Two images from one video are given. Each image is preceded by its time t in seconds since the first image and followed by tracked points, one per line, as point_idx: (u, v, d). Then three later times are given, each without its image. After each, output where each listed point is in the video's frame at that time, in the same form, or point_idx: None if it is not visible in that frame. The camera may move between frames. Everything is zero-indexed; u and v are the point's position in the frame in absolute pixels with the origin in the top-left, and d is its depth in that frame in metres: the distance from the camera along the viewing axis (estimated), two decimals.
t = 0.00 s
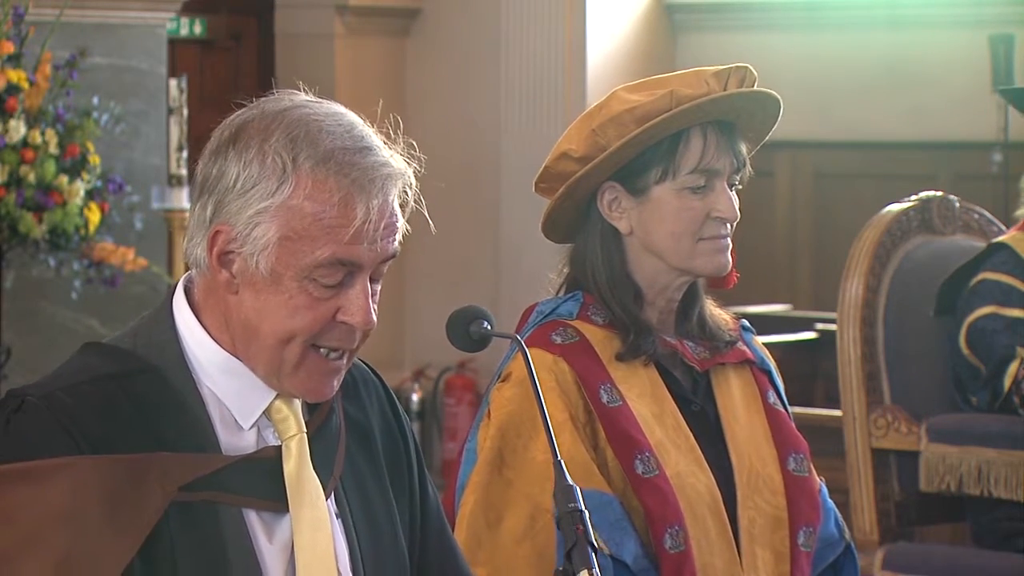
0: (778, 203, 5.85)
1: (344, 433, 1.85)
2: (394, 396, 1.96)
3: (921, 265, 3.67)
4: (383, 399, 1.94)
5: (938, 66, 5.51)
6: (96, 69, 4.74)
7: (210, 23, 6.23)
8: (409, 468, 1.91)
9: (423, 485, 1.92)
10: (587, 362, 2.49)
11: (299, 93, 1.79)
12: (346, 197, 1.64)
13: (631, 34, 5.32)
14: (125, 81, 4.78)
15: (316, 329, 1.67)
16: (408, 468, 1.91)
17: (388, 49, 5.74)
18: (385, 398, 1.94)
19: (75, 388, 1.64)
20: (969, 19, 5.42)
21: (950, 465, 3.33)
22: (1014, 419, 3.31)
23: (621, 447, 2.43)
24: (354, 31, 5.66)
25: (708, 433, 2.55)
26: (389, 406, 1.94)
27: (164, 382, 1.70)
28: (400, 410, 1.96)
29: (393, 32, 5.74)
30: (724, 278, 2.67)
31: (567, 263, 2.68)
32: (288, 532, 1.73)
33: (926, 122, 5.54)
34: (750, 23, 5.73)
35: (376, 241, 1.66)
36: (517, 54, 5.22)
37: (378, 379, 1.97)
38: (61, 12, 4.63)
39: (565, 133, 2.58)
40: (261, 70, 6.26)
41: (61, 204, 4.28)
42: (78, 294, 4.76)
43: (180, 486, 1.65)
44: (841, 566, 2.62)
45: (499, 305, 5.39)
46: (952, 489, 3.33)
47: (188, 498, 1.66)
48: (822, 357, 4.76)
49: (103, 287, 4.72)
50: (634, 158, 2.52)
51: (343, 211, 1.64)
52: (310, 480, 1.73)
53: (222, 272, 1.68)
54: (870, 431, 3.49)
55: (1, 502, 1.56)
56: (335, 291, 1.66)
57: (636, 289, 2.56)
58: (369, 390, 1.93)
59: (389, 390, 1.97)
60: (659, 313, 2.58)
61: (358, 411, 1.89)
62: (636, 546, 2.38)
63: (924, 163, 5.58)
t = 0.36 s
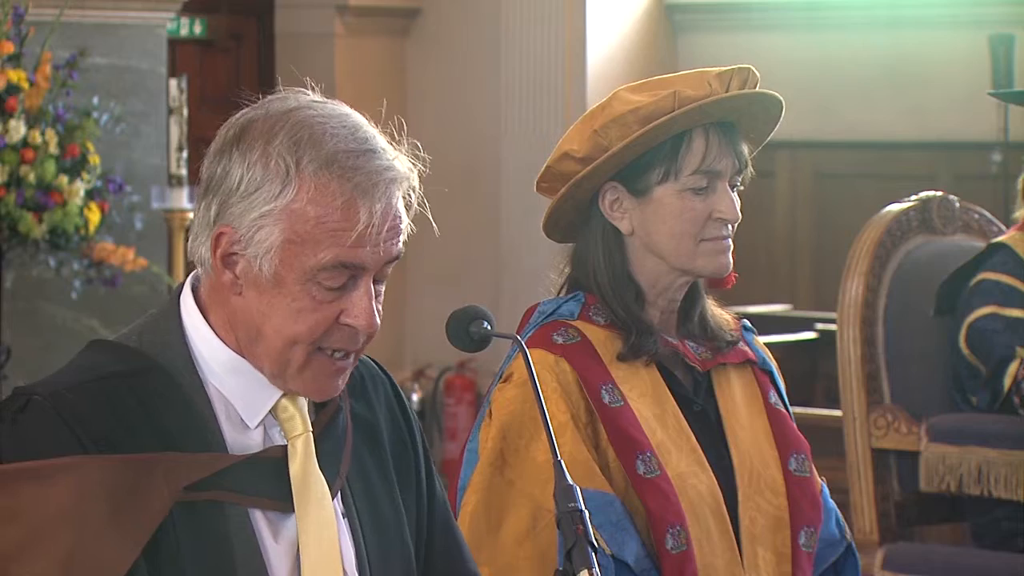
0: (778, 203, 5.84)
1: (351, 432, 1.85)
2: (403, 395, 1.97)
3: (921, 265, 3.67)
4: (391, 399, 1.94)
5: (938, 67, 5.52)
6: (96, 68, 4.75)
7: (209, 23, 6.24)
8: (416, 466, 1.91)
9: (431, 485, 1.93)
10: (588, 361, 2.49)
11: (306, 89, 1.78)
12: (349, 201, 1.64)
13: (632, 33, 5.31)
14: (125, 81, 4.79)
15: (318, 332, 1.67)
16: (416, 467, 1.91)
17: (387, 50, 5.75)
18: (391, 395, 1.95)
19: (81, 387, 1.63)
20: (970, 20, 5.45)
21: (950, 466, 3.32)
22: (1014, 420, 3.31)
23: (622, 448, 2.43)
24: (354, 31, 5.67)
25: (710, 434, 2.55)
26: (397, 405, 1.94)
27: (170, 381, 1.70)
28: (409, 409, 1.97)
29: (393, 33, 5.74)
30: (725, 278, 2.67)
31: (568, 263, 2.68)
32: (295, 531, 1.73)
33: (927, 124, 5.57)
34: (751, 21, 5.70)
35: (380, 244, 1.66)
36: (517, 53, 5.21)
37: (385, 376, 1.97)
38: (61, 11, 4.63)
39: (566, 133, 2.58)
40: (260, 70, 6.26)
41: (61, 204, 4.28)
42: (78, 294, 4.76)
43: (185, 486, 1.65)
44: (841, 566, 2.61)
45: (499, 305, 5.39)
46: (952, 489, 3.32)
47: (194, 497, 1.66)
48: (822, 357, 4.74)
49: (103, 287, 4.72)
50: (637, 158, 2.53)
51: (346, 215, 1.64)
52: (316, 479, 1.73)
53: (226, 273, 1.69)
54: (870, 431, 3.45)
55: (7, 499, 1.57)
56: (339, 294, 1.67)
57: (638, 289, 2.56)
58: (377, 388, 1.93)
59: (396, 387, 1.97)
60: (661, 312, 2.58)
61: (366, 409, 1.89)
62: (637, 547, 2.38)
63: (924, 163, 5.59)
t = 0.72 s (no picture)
0: (778, 203, 5.84)
1: (356, 431, 1.84)
2: (407, 394, 1.97)
3: (921, 265, 3.67)
4: (395, 397, 1.94)
5: (938, 67, 5.51)
6: (96, 69, 4.75)
7: (209, 23, 6.24)
8: (421, 464, 1.91)
9: (434, 484, 1.93)
10: (585, 361, 2.49)
11: (302, 89, 1.78)
12: (355, 202, 1.64)
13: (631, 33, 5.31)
14: (125, 81, 4.79)
15: (329, 333, 1.67)
16: (420, 466, 1.91)
17: (387, 50, 5.75)
18: (396, 393, 1.95)
19: (84, 388, 1.64)
20: (969, 20, 5.44)
21: (950, 466, 3.32)
22: (1014, 420, 3.31)
23: (619, 448, 2.43)
24: (354, 31, 5.66)
25: (707, 434, 2.55)
26: (401, 403, 1.94)
27: (175, 382, 1.70)
28: (412, 407, 1.97)
29: (392, 33, 5.75)
30: (725, 279, 2.67)
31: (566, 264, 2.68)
32: (298, 532, 1.72)
33: (927, 123, 5.56)
34: (750, 21, 5.70)
35: (387, 244, 1.67)
36: (517, 53, 5.21)
37: (390, 374, 1.97)
38: (61, 12, 4.63)
39: (564, 133, 2.58)
40: (259, 70, 6.26)
41: (61, 204, 4.28)
42: (78, 294, 4.76)
43: (189, 488, 1.66)
44: (840, 566, 2.61)
45: (499, 305, 5.39)
46: (952, 489, 3.32)
47: (197, 499, 1.66)
48: (822, 357, 4.75)
49: (103, 287, 4.72)
50: (635, 158, 2.53)
51: (354, 217, 1.64)
52: (320, 481, 1.73)
53: (232, 277, 1.69)
54: (870, 431, 3.45)
55: (11, 500, 1.56)
56: (347, 295, 1.67)
57: (635, 290, 2.56)
58: (381, 386, 1.93)
59: (400, 385, 1.97)
60: (659, 312, 2.58)
61: (370, 409, 1.89)
62: (635, 547, 2.38)
63: (924, 163, 5.59)
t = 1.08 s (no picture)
0: (779, 202, 5.84)
1: (355, 431, 1.85)
2: (405, 394, 1.97)
3: (921, 265, 3.67)
4: (393, 396, 1.94)
5: (938, 66, 5.51)
6: (96, 69, 4.75)
7: (210, 23, 6.24)
8: (420, 464, 1.91)
9: (432, 484, 1.93)
10: (582, 362, 2.49)
11: (268, 88, 1.78)
12: (353, 190, 1.66)
13: (632, 33, 5.33)
14: (125, 82, 4.79)
15: (342, 325, 1.68)
16: (418, 466, 1.91)
17: (388, 50, 5.75)
18: (394, 393, 1.95)
19: (85, 390, 1.64)
20: (970, 19, 5.43)
21: (950, 465, 3.32)
22: (1014, 420, 3.31)
23: (618, 448, 2.43)
24: (355, 31, 5.65)
25: (705, 434, 2.55)
26: (400, 402, 1.94)
27: (175, 383, 1.70)
28: (410, 406, 1.97)
29: (393, 33, 5.74)
30: (718, 278, 2.66)
31: (562, 264, 2.68)
32: (299, 532, 1.72)
33: (928, 123, 5.55)
34: (750, 21, 5.71)
35: (387, 225, 1.69)
36: (517, 53, 5.20)
37: (388, 374, 1.97)
38: (61, 12, 4.63)
39: (557, 134, 2.58)
40: (260, 70, 6.26)
41: (61, 204, 4.28)
42: (78, 294, 4.76)
43: (191, 489, 1.65)
44: (838, 566, 2.61)
45: (499, 305, 5.39)
46: (952, 489, 3.33)
47: (199, 500, 1.66)
48: (822, 357, 4.75)
49: (102, 287, 4.72)
50: (629, 158, 2.52)
51: (354, 205, 1.66)
52: (320, 480, 1.73)
53: (236, 282, 1.69)
54: (870, 431, 3.45)
55: (12, 502, 1.57)
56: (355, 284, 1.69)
57: (632, 289, 2.56)
58: (380, 386, 1.93)
59: (399, 385, 1.97)
60: (655, 312, 2.58)
61: (369, 408, 1.89)
62: (633, 547, 2.37)
63: (925, 163, 5.59)
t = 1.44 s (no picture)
0: (779, 203, 5.84)
1: (351, 431, 1.84)
2: (401, 394, 1.97)
3: (921, 265, 3.67)
4: (390, 396, 1.94)
5: (938, 67, 5.51)
6: (95, 69, 4.75)
7: (210, 23, 6.24)
8: (416, 463, 1.91)
9: (430, 483, 1.93)
10: (580, 362, 2.49)
11: (280, 88, 1.78)
12: (344, 199, 1.65)
13: (632, 33, 5.33)
14: (125, 82, 4.79)
15: (325, 329, 1.68)
16: (415, 466, 1.91)
17: (388, 49, 5.74)
18: (390, 393, 1.95)
19: (82, 390, 1.64)
20: (970, 19, 5.43)
21: (950, 465, 3.32)
22: (1013, 420, 3.31)
23: (615, 448, 2.43)
24: (355, 31, 5.64)
25: (702, 433, 2.55)
26: (395, 402, 1.94)
27: (171, 382, 1.70)
28: (406, 406, 1.97)
29: (393, 33, 5.74)
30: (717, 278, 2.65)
31: (560, 264, 2.68)
32: (295, 532, 1.72)
33: (928, 123, 5.55)
34: (750, 21, 5.71)
35: (378, 238, 1.67)
36: (516, 54, 5.20)
37: (383, 374, 1.97)
38: (61, 12, 4.63)
39: (557, 134, 2.58)
40: (260, 70, 6.26)
41: (61, 204, 4.28)
42: (78, 294, 4.77)
43: (187, 488, 1.65)
44: (835, 565, 2.60)
45: (499, 305, 5.39)
46: (952, 489, 3.33)
47: (195, 500, 1.66)
48: (821, 357, 4.75)
49: (102, 287, 4.72)
50: (628, 159, 2.52)
51: (344, 214, 1.65)
52: (316, 481, 1.73)
53: (226, 280, 1.69)
54: (870, 431, 3.45)
55: (9, 502, 1.57)
56: (342, 292, 1.68)
57: (630, 289, 2.56)
58: (377, 387, 1.93)
59: (394, 385, 1.97)
60: (653, 312, 2.58)
61: (366, 409, 1.89)
62: (630, 547, 2.37)
63: (925, 163, 5.58)
